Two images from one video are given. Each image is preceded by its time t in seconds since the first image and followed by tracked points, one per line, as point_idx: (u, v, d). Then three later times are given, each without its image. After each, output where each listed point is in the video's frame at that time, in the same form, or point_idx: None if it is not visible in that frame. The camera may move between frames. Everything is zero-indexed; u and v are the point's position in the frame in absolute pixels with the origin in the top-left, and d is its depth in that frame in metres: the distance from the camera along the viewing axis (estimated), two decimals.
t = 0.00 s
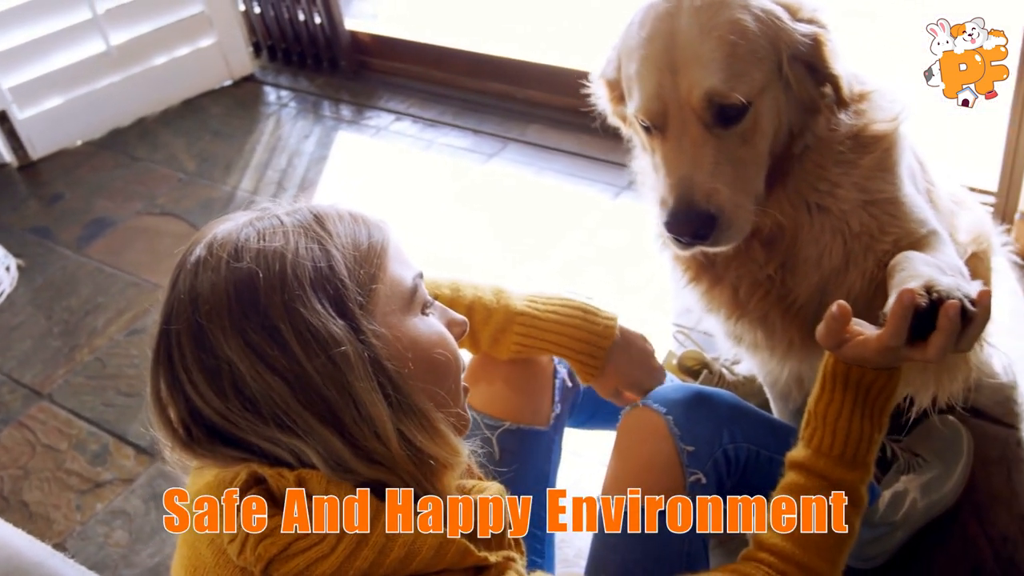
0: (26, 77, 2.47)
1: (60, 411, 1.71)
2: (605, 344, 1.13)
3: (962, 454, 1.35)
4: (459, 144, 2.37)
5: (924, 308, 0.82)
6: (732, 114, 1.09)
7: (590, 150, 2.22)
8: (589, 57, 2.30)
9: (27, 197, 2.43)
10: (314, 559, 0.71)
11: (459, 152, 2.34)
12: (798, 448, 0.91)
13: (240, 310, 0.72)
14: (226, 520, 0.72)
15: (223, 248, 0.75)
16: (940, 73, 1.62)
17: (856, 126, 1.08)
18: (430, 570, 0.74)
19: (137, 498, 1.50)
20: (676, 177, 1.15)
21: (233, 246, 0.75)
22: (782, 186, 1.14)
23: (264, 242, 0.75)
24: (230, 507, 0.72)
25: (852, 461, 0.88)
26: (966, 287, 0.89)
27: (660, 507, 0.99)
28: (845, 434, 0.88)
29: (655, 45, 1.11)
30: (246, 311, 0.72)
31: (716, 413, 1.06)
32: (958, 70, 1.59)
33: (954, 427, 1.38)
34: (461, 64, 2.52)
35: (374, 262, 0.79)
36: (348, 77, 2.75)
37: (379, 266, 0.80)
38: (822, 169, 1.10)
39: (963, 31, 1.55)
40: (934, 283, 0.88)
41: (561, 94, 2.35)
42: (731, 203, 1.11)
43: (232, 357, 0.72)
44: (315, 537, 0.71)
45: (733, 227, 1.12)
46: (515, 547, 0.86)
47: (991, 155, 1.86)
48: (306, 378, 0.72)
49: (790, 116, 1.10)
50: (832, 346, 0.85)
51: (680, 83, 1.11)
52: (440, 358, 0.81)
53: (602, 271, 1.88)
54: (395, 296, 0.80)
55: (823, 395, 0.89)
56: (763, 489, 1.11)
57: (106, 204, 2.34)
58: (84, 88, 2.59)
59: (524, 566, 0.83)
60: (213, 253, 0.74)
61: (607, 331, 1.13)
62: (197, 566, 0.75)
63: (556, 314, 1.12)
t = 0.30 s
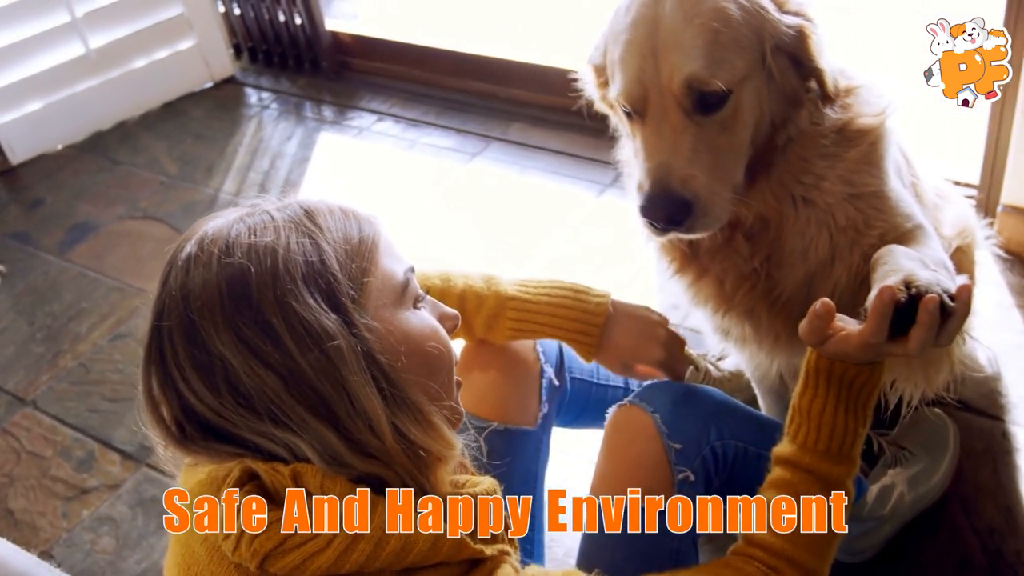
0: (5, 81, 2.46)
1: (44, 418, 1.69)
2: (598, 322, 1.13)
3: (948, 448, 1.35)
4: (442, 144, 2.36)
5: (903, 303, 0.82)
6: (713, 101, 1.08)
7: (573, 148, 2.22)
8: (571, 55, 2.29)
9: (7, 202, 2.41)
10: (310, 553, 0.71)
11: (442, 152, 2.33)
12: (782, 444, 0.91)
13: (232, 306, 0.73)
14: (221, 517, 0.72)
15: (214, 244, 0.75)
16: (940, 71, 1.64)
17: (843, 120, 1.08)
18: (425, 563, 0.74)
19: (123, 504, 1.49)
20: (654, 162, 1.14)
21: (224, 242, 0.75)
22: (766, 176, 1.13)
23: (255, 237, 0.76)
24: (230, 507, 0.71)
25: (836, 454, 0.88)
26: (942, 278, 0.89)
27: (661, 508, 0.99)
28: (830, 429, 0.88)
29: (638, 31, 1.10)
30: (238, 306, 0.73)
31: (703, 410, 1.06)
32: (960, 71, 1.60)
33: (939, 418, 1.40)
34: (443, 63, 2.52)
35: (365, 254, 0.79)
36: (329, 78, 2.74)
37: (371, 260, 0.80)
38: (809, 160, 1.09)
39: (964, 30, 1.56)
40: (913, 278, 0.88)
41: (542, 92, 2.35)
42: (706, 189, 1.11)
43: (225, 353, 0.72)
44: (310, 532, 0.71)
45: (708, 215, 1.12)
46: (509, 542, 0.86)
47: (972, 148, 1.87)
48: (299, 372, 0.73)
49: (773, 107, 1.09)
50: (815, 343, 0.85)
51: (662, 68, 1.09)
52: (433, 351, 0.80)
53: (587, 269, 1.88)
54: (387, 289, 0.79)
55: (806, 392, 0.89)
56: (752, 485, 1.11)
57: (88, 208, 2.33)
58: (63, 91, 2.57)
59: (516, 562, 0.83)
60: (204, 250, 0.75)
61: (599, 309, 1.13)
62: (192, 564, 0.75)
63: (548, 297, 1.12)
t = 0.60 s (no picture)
0: None
1: (28, 425, 1.68)
2: (599, 302, 1.11)
3: (936, 443, 1.36)
4: (425, 144, 2.36)
5: (885, 301, 0.82)
6: (695, 90, 1.08)
7: (557, 147, 2.21)
8: (554, 54, 2.29)
9: None
10: (307, 547, 0.70)
11: (426, 153, 2.33)
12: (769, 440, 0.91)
13: (228, 301, 0.72)
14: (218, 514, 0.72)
15: (207, 241, 0.75)
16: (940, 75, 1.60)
17: (831, 114, 1.07)
18: (423, 558, 0.74)
19: (110, 511, 1.49)
20: (632, 147, 1.15)
21: (218, 238, 0.75)
22: (752, 167, 1.13)
23: (249, 233, 0.75)
24: (229, 506, 0.71)
25: (822, 451, 0.88)
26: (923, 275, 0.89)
27: (660, 507, 0.99)
28: (815, 427, 0.87)
29: (624, 17, 1.09)
30: (234, 302, 0.72)
31: (692, 409, 1.06)
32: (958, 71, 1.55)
33: (928, 413, 1.40)
34: (425, 63, 2.51)
35: (358, 249, 0.79)
36: (311, 79, 2.73)
37: (365, 254, 0.79)
38: (794, 151, 1.09)
39: (963, 32, 1.52)
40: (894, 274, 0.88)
41: (524, 91, 2.35)
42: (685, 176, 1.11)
43: (221, 349, 0.71)
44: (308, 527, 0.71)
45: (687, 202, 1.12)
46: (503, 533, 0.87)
47: (955, 142, 1.88)
48: (296, 367, 0.72)
49: (758, 99, 1.09)
50: (798, 342, 0.85)
51: (645, 55, 1.09)
52: (430, 344, 0.80)
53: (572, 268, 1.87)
54: (382, 283, 0.79)
55: (791, 388, 0.89)
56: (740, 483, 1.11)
57: (70, 213, 2.31)
58: (45, 95, 2.56)
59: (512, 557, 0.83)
60: (198, 246, 0.74)
61: (599, 290, 1.11)
62: (189, 561, 0.75)
63: (546, 281, 1.11)
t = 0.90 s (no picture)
0: None
1: (12, 430, 1.67)
2: (603, 289, 1.10)
3: (923, 441, 1.35)
4: (409, 145, 2.36)
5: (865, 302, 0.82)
6: (679, 81, 1.08)
7: (542, 147, 2.21)
8: (538, 54, 2.28)
9: None
10: (307, 541, 0.67)
11: (410, 154, 2.32)
12: (755, 441, 0.91)
13: (227, 296, 0.72)
14: (216, 509, 0.70)
15: (205, 236, 0.75)
16: (937, 75, 1.56)
17: (819, 111, 1.07)
18: (422, 551, 0.73)
19: (95, 516, 1.48)
20: (617, 138, 1.14)
21: (216, 233, 0.75)
22: (739, 162, 1.12)
23: (246, 228, 0.75)
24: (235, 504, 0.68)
25: (809, 450, 0.88)
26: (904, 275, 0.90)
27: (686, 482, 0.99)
28: (802, 427, 0.87)
29: (610, 7, 1.09)
30: (233, 296, 0.72)
31: (679, 408, 1.06)
32: (958, 71, 1.52)
33: (914, 411, 1.40)
34: (408, 64, 2.51)
35: (355, 244, 0.79)
36: (294, 81, 2.72)
37: (363, 248, 0.79)
38: (780, 147, 1.09)
39: (964, 30, 1.48)
40: (876, 274, 0.89)
41: (508, 91, 2.34)
42: (666, 167, 1.11)
43: (220, 344, 0.71)
44: (307, 520, 0.68)
45: (671, 190, 1.12)
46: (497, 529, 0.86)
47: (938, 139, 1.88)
48: (295, 360, 0.72)
49: (745, 93, 1.09)
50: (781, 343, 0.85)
51: (630, 46, 1.09)
52: (426, 337, 0.80)
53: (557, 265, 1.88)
54: (379, 278, 0.79)
55: (778, 389, 0.89)
56: (729, 483, 1.11)
57: (53, 217, 2.30)
58: (26, 98, 2.54)
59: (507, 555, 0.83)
60: (196, 242, 0.74)
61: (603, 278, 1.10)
62: (182, 558, 0.72)
63: (551, 273, 1.11)
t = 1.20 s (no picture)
0: None
1: None
2: (617, 286, 1.09)
3: (910, 440, 1.35)
4: (394, 146, 2.35)
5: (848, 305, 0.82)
6: (669, 75, 1.09)
7: (527, 147, 2.21)
8: (521, 53, 2.28)
9: None
10: (309, 533, 0.66)
11: (395, 155, 2.31)
12: (743, 442, 0.90)
13: (231, 288, 0.71)
14: (217, 501, 0.69)
15: (208, 228, 0.73)
16: (938, 75, 1.54)
17: (809, 110, 1.07)
18: (425, 544, 0.72)
19: (82, 522, 1.47)
20: (605, 131, 1.14)
21: (219, 225, 0.73)
22: (728, 160, 1.12)
23: (250, 220, 0.74)
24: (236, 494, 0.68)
25: (796, 451, 0.88)
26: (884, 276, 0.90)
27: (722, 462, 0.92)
28: (790, 428, 0.87)
29: None
30: (238, 288, 0.71)
31: (670, 408, 1.06)
32: (958, 71, 1.51)
33: (900, 411, 1.39)
34: (392, 65, 2.50)
35: (358, 235, 0.78)
36: (277, 83, 2.72)
37: (366, 241, 0.78)
38: (767, 144, 1.09)
39: (964, 30, 1.47)
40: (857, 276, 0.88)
41: (493, 92, 2.34)
42: (655, 161, 1.10)
43: (225, 336, 0.70)
44: (310, 512, 0.67)
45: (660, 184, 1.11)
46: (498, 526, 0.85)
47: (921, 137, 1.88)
48: (300, 352, 0.70)
49: (735, 89, 1.09)
50: (767, 347, 0.85)
51: (621, 38, 1.09)
52: (430, 330, 0.79)
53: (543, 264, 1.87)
54: (383, 270, 0.78)
55: (763, 393, 0.89)
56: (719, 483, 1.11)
57: (36, 221, 2.29)
58: (8, 101, 2.52)
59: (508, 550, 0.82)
60: (200, 234, 0.73)
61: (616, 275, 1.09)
62: (181, 551, 0.72)
63: (564, 271, 1.11)
